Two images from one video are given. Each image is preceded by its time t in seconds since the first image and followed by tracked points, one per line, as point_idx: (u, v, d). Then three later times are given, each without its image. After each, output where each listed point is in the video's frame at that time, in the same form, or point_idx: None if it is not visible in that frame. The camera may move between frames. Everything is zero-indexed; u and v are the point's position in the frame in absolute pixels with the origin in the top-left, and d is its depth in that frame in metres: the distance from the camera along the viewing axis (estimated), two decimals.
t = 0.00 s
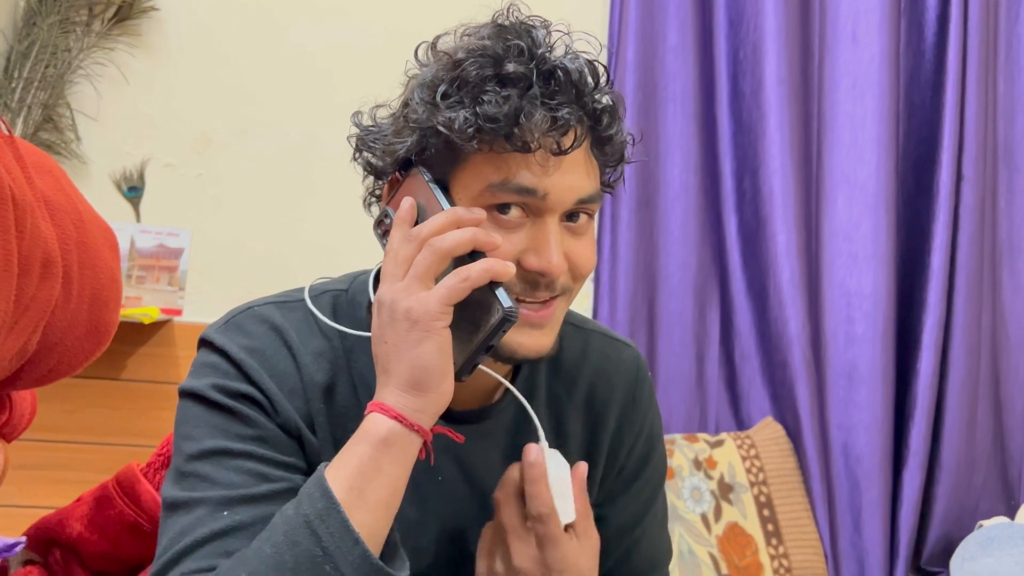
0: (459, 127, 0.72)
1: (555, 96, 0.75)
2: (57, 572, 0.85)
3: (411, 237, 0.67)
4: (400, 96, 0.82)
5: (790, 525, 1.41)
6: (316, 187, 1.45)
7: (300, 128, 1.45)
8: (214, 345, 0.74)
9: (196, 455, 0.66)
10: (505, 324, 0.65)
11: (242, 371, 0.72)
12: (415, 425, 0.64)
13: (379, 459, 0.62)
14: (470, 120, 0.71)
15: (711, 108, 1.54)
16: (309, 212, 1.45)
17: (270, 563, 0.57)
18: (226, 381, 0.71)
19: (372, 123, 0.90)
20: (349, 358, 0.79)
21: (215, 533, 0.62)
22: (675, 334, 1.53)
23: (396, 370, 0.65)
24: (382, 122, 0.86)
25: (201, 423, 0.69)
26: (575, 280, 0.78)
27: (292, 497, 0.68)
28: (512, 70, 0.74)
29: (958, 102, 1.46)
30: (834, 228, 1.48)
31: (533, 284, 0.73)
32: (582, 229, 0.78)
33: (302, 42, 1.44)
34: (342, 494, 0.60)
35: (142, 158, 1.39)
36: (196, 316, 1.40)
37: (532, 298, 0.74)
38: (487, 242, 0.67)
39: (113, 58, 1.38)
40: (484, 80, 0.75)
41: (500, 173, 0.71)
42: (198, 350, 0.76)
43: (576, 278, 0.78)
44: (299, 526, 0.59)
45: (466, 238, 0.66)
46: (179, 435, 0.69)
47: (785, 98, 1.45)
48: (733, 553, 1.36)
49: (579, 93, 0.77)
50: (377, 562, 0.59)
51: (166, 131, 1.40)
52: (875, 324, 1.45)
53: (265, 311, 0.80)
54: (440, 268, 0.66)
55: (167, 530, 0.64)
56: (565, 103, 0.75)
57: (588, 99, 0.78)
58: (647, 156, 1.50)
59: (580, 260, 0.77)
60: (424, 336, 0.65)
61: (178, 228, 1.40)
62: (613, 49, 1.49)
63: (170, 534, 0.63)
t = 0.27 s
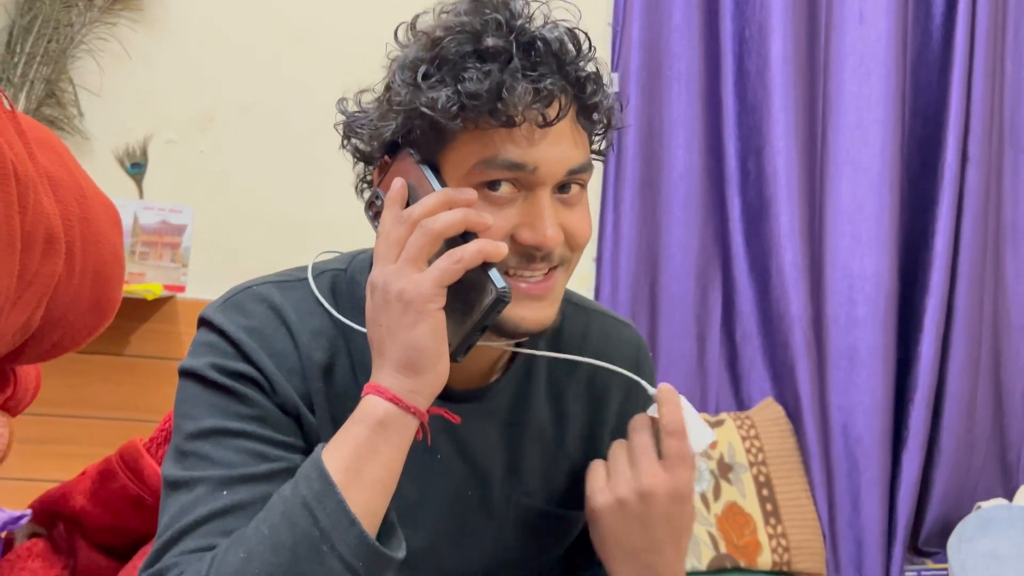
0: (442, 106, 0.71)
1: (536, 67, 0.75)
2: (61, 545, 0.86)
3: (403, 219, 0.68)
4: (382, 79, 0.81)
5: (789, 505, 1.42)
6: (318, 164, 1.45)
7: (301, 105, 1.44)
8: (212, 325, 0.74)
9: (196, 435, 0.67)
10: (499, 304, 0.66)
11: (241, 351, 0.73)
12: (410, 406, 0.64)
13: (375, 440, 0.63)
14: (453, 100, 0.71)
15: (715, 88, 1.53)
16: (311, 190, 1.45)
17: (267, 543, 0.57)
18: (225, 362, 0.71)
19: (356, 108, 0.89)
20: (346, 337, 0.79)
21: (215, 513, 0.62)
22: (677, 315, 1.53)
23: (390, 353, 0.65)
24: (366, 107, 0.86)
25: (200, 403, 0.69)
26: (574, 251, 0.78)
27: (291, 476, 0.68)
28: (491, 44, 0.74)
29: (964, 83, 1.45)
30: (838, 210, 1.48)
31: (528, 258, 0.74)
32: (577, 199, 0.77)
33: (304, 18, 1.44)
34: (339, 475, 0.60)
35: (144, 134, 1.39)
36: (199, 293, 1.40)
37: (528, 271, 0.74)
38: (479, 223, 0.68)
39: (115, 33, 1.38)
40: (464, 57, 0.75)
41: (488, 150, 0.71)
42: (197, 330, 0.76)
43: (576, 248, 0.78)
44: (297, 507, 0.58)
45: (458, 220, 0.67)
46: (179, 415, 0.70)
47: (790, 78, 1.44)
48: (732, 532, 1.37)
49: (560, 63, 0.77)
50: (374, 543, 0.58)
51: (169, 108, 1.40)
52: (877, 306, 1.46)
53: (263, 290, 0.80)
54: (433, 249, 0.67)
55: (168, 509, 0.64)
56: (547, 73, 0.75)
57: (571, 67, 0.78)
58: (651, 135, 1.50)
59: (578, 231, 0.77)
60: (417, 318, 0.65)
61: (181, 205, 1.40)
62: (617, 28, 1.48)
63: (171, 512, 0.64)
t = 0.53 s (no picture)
0: (426, 114, 0.72)
1: (520, 72, 0.75)
2: (55, 549, 0.86)
3: (392, 226, 0.67)
4: (369, 90, 0.81)
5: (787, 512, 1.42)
6: (316, 167, 1.45)
7: (299, 108, 1.44)
8: (205, 330, 0.74)
9: (187, 440, 0.66)
10: (488, 310, 0.66)
11: (233, 357, 0.72)
12: (400, 414, 0.63)
13: (365, 447, 0.62)
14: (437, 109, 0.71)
15: (715, 94, 1.53)
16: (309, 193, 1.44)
17: (253, 550, 0.57)
18: (217, 367, 0.71)
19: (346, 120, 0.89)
20: (341, 343, 0.80)
21: (205, 519, 0.62)
22: (676, 321, 1.53)
23: (381, 360, 0.65)
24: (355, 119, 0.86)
25: (192, 408, 0.69)
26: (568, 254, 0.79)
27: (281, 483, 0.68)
28: (473, 51, 0.74)
29: (964, 91, 1.45)
30: (837, 216, 1.48)
31: (521, 262, 0.73)
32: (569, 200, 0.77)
33: (303, 20, 1.43)
34: (327, 483, 0.59)
35: (143, 137, 1.39)
36: (196, 296, 1.40)
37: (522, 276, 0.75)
38: (468, 228, 0.68)
39: (115, 35, 1.38)
40: (447, 65, 0.75)
41: (475, 157, 0.71)
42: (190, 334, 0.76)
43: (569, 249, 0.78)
44: (283, 515, 0.58)
45: (447, 225, 0.67)
46: (170, 420, 0.69)
47: (790, 85, 1.44)
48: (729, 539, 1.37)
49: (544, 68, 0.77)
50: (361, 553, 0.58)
51: (167, 110, 1.40)
52: (876, 313, 1.45)
53: (257, 296, 0.80)
54: (422, 255, 0.66)
55: (157, 515, 0.64)
56: (531, 78, 0.75)
57: (556, 69, 0.78)
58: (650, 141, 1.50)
59: (570, 233, 0.77)
60: (407, 325, 0.64)
61: (179, 207, 1.40)
62: (617, 34, 1.48)
63: (161, 518, 0.63)
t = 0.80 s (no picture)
0: (413, 112, 0.72)
1: (508, 64, 0.74)
2: (46, 545, 0.85)
3: (380, 225, 0.68)
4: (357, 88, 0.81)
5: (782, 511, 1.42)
6: (312, 163, 1.44)
7: (295, 104, 1.44)
8: (194, 329, 0.74)
9: (177, 441, 0.66)
10: (479, 309, 0.66)
11: (222, 356, 0.72)
12: (390, 416, 0.63)
13: (355, 449, 0.61)
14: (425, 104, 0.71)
15: (713, 91, 1.53)
16: (305, 189, 1.44)
17: (243, 555, 0.57)
18: (205, 367, 0.70)
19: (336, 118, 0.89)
20: (331, 341, 0.79)
21: (194, 521, 0.62)
22: (672, 319, 1.53)
23: (370, 362, 0.65)
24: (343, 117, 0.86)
25: (181, 409, 0.69)
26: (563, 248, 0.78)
27: (271, 483, 0.68)
28: (459, 44, 0.74)
29: (962, 90, 1.44)
30: (833, 214, 1.48)
31: (516, 258, 0.73)
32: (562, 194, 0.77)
33: (300, 15, 1.43)
34: (317, 486, 0.59)
35: (138, 132, 1.39)
36: (192, 291, 1.40)
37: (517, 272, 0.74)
38: (457, 227, 0.68)
39: (110, 30, 1.37)
40: (433, 60, 0.74)
41: (463, 152, 0.71)
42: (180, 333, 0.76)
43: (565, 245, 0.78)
44: (273, 518, 0.58)
45: (436, 224, 0.67)
46: (160, 420, 0.69)
47: (788, 83, 1.43)
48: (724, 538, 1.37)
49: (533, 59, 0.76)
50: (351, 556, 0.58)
51: (163, 105, 1.39)
52: (872, 312, 1.45)
53: (247, 295, 0.80)
54: (411, 255, 0.67)
55: (148, 516, 0.64)
56: (519, 69, 0.74)
57: (544, 60, 0.77)
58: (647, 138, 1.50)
59: (566, 227, 0.76)
60: (396, 326, 0.64)
61: (175, 203, 1.40)
62: (614, 30, 1.47)
63: (151, 519, 0.64)
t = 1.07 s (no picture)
0: (402, 132, 0.71)
1: (496, 80, 0.72)
2: (47, 543, 0.86)
3: (375, 244, 0.69)
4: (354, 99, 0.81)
5: (776, 509, 1.43)
6: (311, 166, 1.45)
7: (294, 106, 1.44)
8: (195, 345, 0.74)
9: (184, 458, 0.67)
10: (473, 327, 0.67)
11: (224, 371, 0.72)
12: (391, 435, 0.65)
13: (357, 469, 0.63)
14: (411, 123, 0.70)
15: (708, 93, 1.54)
16: (304, 191, 1.45)
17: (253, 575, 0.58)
18: (208, 383, 0.71)
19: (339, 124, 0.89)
20: (331, 349, 0.79)
21: (204, 538, 0.63)
22: (667, 317, 1.54)
23: (369, 382, 0.66)
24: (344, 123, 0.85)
25: (185, 426, 0.69)
26: (557, 263, 0.77)
27: (279, 495, 0.69)
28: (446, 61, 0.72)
29: (955, 92, 1.46)
30: (827, 214, 1.49)
31: (508, 273, 0.72)
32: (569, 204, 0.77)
33: (299, 18, 1.44)
34: (323, 506, 0.61)
35: (137, 133, 1.39)
36: (191, 291, 1.41)
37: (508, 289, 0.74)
38: (450, 245, 0.69)
39: (109, 30, 1.37)
40: (421, 76, 0.73)
41: (452, 170, 0.70)
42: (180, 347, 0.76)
43: (559, 262, 0.77)
44: (282, 538, 0.59)
45: (428, 244, 0.67)
46: (164, 438, 0.70)
47: (782, 84, 1.44)
48: (719, 536, 1.38)
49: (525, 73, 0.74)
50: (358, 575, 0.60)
51: (161, 106, 1.40)
52: (866, 312, 1.46)
53: (246, 305, 0.79)
54: (404, 275, 0.68)
55: (159, 533, 0.65)
56: (507, 85, 0.72)
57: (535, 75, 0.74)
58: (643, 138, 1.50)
59: (559, 243, 0.75)
60: (392, 348, 0.66)
61: (173, 203, 1.40)
62: (610, 31, 1.48)
63: (162, 537, 0.65)
